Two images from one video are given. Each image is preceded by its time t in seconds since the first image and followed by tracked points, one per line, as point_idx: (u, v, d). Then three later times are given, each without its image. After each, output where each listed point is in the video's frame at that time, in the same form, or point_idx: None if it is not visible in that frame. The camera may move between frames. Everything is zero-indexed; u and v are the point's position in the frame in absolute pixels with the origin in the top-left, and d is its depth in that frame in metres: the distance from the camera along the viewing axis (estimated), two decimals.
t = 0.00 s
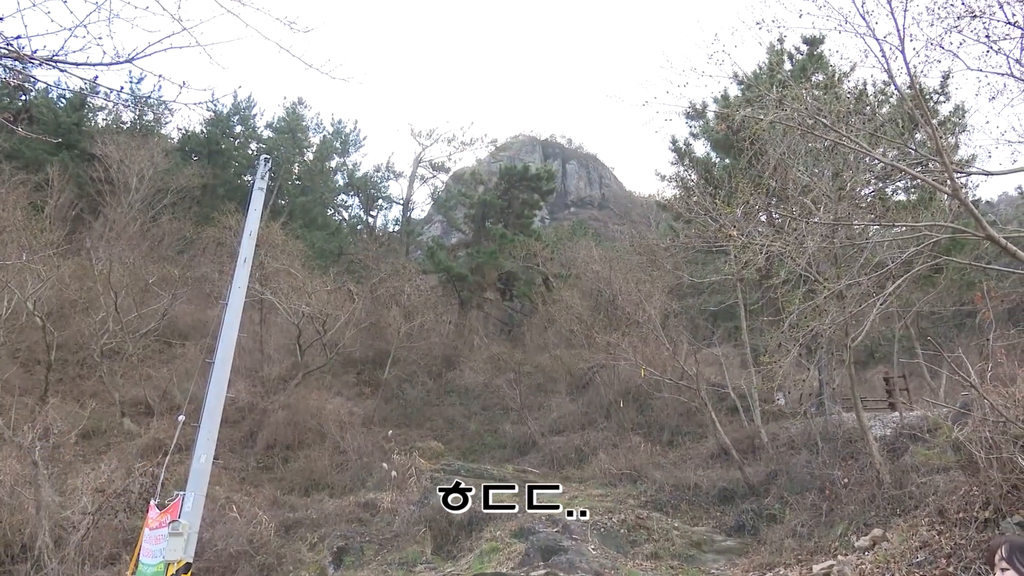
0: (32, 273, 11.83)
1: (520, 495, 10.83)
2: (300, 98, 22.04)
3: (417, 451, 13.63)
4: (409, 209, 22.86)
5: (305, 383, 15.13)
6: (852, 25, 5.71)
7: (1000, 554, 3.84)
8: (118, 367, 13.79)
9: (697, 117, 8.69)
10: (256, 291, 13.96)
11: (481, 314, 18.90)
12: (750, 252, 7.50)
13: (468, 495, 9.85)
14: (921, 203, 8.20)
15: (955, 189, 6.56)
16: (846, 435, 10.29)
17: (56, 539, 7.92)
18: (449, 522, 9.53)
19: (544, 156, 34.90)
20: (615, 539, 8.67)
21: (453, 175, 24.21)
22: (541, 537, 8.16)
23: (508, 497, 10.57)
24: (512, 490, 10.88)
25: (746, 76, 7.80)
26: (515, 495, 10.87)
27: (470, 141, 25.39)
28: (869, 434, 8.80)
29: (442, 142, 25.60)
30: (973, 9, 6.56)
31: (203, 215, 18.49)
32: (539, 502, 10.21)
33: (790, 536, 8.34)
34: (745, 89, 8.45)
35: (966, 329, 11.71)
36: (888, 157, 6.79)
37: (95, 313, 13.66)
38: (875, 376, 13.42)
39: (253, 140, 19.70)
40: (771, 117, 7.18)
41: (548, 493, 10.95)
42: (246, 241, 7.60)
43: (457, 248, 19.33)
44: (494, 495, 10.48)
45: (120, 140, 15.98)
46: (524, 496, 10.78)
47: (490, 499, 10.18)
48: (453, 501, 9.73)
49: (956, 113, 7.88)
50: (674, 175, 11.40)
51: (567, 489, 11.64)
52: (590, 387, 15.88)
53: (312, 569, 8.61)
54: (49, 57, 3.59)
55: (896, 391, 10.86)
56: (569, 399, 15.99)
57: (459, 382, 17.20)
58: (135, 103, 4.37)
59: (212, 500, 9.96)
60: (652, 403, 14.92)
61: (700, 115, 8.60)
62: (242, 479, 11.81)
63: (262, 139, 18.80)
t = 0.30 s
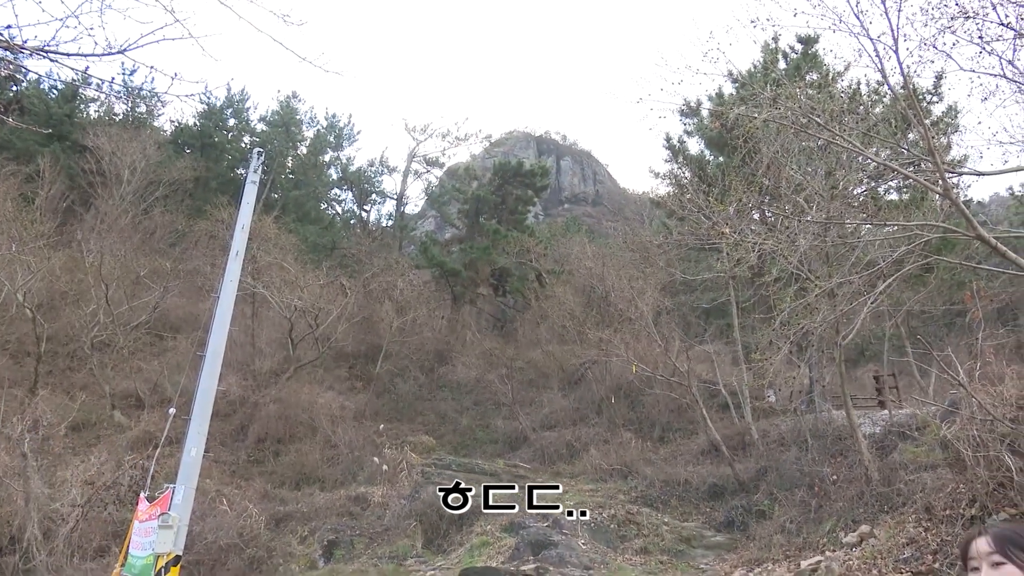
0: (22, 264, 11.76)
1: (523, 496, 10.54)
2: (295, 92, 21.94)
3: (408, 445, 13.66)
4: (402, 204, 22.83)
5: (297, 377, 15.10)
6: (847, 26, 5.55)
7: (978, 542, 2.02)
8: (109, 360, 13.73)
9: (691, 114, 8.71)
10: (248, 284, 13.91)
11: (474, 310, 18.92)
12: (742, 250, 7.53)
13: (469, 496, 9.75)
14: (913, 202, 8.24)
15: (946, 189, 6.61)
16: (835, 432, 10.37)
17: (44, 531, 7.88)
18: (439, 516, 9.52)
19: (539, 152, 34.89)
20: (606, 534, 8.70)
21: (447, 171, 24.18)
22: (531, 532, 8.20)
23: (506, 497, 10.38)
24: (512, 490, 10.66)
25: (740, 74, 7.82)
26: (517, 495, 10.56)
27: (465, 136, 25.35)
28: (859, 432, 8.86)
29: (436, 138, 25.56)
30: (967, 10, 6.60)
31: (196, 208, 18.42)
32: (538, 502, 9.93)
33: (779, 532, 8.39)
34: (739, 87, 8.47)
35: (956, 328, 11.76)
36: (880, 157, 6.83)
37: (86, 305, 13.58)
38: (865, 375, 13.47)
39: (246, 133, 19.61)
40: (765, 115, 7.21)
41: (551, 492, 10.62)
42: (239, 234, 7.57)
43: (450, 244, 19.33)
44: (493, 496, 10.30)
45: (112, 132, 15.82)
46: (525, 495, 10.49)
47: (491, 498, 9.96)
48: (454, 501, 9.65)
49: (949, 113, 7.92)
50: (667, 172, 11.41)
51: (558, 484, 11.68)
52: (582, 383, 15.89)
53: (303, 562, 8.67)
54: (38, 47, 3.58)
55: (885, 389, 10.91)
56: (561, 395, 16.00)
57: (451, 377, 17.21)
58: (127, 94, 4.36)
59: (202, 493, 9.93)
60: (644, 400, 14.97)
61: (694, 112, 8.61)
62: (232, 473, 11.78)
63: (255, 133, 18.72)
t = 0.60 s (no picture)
0: None
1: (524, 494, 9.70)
2: (273, 71, 21.58)
3: (385, 430, 13.69)
4: (381, 187, 22.66)
5: (273, 360, 14.99)
6: (828, 18, 5.74)
7: (944, 524, 2.11)
8: (80, 341, 13.52)
9: (671, 102, 8.74)
10: (223, 266, 13.76)
11: (453, 294, 18.87)
12: (719, 238, 7.60)
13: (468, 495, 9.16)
14: (887, 194, 8.35)
15: (919, 181, 6.72)
16: (806, 419, 10.56)
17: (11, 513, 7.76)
18: (415, 500, 9.52)
19: (519, 137, 34.79)
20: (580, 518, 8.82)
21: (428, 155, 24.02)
22: (506, 517, 8.35)
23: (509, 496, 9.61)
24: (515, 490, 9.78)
25: (720, 63, 7.84)
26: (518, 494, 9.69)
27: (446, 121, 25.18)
28: (829, 419, 9.02)
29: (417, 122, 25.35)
30: (943, 4, 6.69)
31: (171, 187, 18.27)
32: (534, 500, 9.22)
33: (749, 516, 8.53)
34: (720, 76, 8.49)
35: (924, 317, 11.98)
36: (857, 148, 6.92)
37: (57, 285, 13.34)
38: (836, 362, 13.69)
39: (222, 113, 19.25)
40: (743, 105, 7.25)
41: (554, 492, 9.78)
42: (215, 216, 7.48)
43: (429, 228, 19.26)
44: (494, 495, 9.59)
45: (84, 109, 15.18)
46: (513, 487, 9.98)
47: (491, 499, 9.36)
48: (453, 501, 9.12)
49: (924, 107, 8.01)
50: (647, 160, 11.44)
51: (534, 469, 11.78)
52: (558, 369, 16.04)
53: (276, 545, 8.66)
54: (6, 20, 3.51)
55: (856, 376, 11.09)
56: (538, 380, 16.08)
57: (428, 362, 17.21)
58: (99, 70, 4.27)
59: (175, 476, 9.84)
60: (620, 386, 15.12)
61: (675, 100, 8.64)
62: (206, 455, 11.69)
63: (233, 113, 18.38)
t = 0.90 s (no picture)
0: None
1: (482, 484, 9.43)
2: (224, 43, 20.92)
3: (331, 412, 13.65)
4: (335, 167, 22.32)
5: (218, 340, 14.68)
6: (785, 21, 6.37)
7: (869, 511, 2.11)
8: (13, 315, 13.00)
9: (628, 94, 8.81)
10: (167, 241, 13.39)
11: (405, 278, 18.90)
12: (670, 230, 7.74)
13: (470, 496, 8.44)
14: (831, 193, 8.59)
15: (861, 182, 6.96)
16: (745, 409, 10.89)
17: None
18: (359, 484, 9.55)
19: (477, 122, 34.70)
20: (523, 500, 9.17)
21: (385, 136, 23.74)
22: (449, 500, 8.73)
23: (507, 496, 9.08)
24: (513, 490, 9.35)
25: (676, 57, 7.92)
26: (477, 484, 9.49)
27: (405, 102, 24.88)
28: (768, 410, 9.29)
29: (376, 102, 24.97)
30: (888, 11, 6.94)
31: (113, 158, 17.86)
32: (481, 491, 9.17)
33: (687, 502, 8.73)
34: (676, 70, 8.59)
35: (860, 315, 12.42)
36: (804, 147, 7.12)
37: None
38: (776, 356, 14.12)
39: (171, 84, 18.43)
40: (696, 99, 7.36)
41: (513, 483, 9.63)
42: (160, 188, 7.26)
43: (382, 211, 18.90)
44: (493, 494, 9.04)
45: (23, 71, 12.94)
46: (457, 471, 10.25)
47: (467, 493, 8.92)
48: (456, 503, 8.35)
49: (870, 109, 8.25)
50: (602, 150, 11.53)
51: (479, 453, 11.86)
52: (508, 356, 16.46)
53: (215, 527, 8.47)
54: None
55: (793, 368, 11.44)
56: (486, 365, 16.24)
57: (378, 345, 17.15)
58: (40, 33, 4.12)
59: (110, 455, 9.55)
60: (566, 373, 15.33)
61: (632, 93, 8.72)
62: (144, 435, 11.39)
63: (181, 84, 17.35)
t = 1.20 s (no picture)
0: None
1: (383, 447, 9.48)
2: None
3: (235, 372, 13.61)
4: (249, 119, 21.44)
5: (117, 294, 14.00)
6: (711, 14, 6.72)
7: (744, 471, 2.45)
8: None
9: (554, 66, 8.82)
10: (61, 187, 12.58)
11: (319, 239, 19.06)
12: (586, 205, 8.09)
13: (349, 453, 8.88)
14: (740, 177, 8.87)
15: (766, 170, 7.27)
16: (647, 381, 11.39)
17: None
18: (261, 445, 9.40)
19: (401, 82, 34.01)
20: (429, 468, 9.28)
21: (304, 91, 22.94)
22: (354, 464, 8.69)
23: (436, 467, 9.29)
24: (422, 459, 9.53)
25: (602, 32, 7.93)
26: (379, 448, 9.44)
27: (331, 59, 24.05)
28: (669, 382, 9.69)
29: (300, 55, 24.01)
30: (801, 5, 7.21)
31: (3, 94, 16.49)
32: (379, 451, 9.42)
33: (587, 469, 9.12)
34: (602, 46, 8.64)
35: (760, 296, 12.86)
36: (717, 132, 7.34)
37: None
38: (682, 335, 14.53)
39: (70, 18, 16.96)
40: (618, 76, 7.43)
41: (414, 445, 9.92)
42: (52, 130, 6.78)
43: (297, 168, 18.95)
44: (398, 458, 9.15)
45: None
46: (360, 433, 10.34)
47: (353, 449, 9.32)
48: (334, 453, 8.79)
49: (782, 99, 8.57)
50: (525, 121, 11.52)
51: (387, 417, 11.92)
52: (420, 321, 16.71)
53: (107, 487, 8.17)
54: None
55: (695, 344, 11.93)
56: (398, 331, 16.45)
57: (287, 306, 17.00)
58: None
59: None
60: (478, 340, 15.55)
61: (557, 65, 8.75)
62: (30, 391, 10.80)
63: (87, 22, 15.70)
